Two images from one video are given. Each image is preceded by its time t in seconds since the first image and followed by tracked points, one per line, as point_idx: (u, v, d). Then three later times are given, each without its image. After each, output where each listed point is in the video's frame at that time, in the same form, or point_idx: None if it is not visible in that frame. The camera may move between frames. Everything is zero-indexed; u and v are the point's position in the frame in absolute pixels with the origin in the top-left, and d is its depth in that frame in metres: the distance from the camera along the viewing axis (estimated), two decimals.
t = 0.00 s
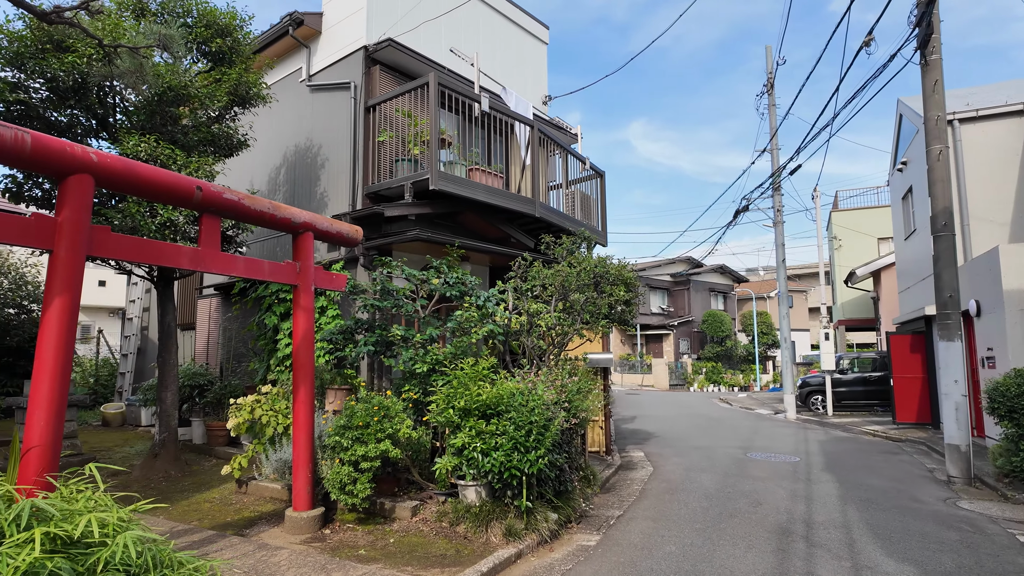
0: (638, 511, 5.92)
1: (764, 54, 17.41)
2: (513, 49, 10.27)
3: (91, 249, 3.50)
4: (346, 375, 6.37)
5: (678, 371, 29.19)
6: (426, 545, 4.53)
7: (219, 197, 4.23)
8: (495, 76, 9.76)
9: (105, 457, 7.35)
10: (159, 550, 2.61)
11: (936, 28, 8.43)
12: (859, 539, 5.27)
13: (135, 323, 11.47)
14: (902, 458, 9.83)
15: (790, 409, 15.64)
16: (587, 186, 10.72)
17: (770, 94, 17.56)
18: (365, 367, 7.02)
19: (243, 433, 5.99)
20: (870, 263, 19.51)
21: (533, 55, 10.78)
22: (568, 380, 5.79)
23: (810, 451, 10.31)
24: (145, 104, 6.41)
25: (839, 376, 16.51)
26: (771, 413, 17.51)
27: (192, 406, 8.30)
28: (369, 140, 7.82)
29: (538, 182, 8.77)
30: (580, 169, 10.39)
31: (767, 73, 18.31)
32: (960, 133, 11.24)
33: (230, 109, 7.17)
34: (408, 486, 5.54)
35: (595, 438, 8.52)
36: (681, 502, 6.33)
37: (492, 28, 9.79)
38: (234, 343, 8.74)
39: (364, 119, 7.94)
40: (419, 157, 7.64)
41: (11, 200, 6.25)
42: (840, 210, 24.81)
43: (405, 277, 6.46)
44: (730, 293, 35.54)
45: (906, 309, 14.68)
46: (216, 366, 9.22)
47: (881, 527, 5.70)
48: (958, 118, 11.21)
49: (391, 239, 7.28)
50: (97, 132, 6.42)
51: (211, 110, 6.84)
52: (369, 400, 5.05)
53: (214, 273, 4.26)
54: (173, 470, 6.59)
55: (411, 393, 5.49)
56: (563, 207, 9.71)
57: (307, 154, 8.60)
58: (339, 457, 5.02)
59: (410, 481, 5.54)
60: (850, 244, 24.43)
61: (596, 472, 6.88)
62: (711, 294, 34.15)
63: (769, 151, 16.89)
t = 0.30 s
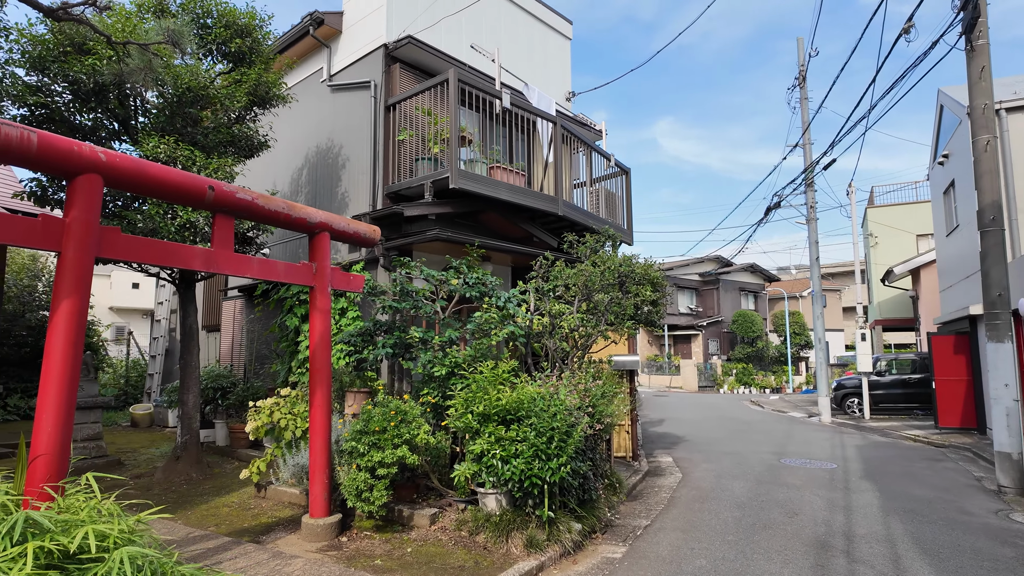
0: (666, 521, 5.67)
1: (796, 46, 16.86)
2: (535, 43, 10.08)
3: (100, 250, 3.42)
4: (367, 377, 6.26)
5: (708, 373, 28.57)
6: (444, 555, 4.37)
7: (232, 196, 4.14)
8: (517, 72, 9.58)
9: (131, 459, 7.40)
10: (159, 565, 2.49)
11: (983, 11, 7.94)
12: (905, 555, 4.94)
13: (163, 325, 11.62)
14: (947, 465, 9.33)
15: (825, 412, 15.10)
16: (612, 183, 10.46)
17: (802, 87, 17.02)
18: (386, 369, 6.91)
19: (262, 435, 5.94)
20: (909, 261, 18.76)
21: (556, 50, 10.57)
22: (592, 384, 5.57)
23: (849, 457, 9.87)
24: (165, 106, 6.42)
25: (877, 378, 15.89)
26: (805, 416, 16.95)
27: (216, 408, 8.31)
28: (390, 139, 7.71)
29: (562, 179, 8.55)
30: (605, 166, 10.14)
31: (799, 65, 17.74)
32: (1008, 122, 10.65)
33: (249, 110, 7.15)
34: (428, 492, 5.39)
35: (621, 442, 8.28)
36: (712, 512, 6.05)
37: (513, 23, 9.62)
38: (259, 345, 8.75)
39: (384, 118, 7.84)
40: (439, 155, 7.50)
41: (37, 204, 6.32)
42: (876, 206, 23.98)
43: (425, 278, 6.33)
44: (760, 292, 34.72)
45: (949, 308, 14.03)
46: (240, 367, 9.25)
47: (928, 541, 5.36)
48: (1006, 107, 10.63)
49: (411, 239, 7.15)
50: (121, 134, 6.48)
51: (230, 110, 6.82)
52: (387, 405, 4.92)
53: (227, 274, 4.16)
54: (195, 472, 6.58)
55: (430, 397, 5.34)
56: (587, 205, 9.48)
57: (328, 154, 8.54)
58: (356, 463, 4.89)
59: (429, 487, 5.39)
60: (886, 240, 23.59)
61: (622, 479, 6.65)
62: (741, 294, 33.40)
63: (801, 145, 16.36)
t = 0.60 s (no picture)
0: (689, 528, 5.42)
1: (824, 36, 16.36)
2: (553, 37, 9.89)
3: (99, 248, 3.34)
4: (381, 377, 6.15)
5: (736, 373, 27.96)
6: (455, 563, 4.21)
7: (235, 192, 4.05)
8: (534, 66, 9.40)
9: (150, 459, 7.42)
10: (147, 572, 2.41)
11: None
12: (946, 567, 4.62)
13: (186, 326, 11.74)
14: (990, 470, 8.85)
15: (858, 414, 14.58)
16: (633, 179, 10.20)
17: (831, 79, 16.50)
18: (401, 370, 6.79)
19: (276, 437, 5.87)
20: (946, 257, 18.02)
21: (575, 43, 10.36)
22: (611, 385, 5.36)
23: (884, 461, 9.44)
24: (179, 105, 6.42)
25: (912, 378, 15.29)
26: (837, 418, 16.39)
27: (235, 408, 8.31)
28: (404, 136, 7.61)
29: (580, 175, 8.35)
30: (625, 161, 9.89)
31: (828, 56, 17.22)
32: None
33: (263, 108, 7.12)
34: (441, 496, 5.24)
35: (643, 445, 8.04)
36: (738, 519, 5.79)
37: (530, 16, 9.45)
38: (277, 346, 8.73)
39: (399, 115, 7.74)
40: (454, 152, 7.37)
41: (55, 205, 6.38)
42: (910, 200, 23.18)
43: (439, 277, 6.19)
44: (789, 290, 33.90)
45: (989, 305, 13.40)
46: (259, 368, 9.25)
47: (971, 552, 5.02)
48: None
49: (426, 237, 7.03)
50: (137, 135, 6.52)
51: (244, 109, 6.78)
52: (397, 406, 4.79)
53: (232, 272, 4.06)
54: (210, 473, 6.55)
55: (442, 398, 5.20)
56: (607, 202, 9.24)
57: (344, 153, 8.48)
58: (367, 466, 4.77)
59: (443, 490, 5.26)
60: (921, 236, 22.78)
61: (644, 483, 6.42)
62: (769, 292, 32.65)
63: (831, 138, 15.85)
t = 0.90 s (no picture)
0: (713, 541, 5.16)
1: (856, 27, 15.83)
2: (571, 33, 9.70)
3: (96, 252, 3.27)
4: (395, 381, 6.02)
5: (765, 375, 27.26)
6: None
7: (238, 194, 3.97)
8: (552, 62, 9.22)
9: (169, 463, 7.44)
10: None
11: None
12: None
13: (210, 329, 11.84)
14: None
15: (894, 418, 14.00)
16: (655, 177, 9.93)
17: (862, 71, 15.95)
18: (416, 374, 6.67)
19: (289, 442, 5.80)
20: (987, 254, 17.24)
21: (594, 39, 10.15)
22: (629, 391, 5.13)
23: (922, 469, 8.98)
24: (192, 109, 6.41)
25: (952, 381, 14.63)
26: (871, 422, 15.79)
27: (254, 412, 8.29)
28: (419, 136, 7.49)
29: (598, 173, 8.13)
30: (647, 159, 9.63)
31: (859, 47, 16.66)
32: None
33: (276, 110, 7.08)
34: (453, 505, 5.09)
35: (667, 452, 7.78)
36: (764, 531, 5.51)
37: (547, 12, 9.27)
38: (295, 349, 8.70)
39: (414, 115, 7.63)
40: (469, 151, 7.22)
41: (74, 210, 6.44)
42: (948, 195, 22.32)
43: (452, 279, 6.05)
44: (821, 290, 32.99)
45: None
46: (279, 371, 9.24)
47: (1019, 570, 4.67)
48: None
49: (440, 238, 6.90)
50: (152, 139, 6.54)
51: (257, 111, 6.75)
52: (407, 412, 4.66)
53: (236, 276, 3.98)
54: (226, 478, 6.52)
55: (454, 404, 5.06)
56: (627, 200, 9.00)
57: (360, 154, 8.42)
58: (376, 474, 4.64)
59: (455, 499, 5.13)
60: (960, 232, 21.89)
61: (666, 492, 6.17)
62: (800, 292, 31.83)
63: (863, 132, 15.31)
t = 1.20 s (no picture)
0: (732, 549, 4.93)
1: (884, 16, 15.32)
2: (587, 26, 9.51)
3: (87, 248, 3.20)
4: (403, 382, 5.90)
5: (792, 377, 26.59)
6: None
7: (236, 190, 3.88)
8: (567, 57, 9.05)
9: (183, 463, 7.45)
10: None
11: None
12: None
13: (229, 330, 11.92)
14: None
15: (928, 422, 13.45)
16: (675, 173, 9.67)
17: (892, 62, 15.41)
18: (427, 375, 6.54)
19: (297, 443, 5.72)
20: None
21: (611, 33, 9.94)
22: (643, 392, 4.92)
23: (958, 475, 8.56)
24: (202, 108, 6.40)
25: (989, 383, 14.01)
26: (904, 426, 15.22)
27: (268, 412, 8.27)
28: (430, 133, 7.38)
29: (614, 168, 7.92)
30: (665, 154, 9.37)
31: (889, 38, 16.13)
32: None
33: (286, 108, 7.03)
34: (462, 509, 4.94)
35: (686, 455, 7.53)
36: (787, 538, 5.26)
37: (561, 5, 9.09)
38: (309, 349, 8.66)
39: (425, 111, 7.52)
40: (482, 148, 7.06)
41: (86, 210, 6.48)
42: (983, 190, 21.51)
43: (461, 277, 5.90)
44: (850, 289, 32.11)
45: None
46: (293, 372, 9.21)
47: None
48: None
49: (450, 236, 6.77)
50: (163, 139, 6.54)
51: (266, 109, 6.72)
52: (411, 413, 4.53)
53: (235, 273, 3.89)
54: (236, 479, 6.48)
55: (461, 405, 4.92)
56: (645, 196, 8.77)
57: (372, 153, 8.35)
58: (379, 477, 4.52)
59: (463, 503, 4.99)
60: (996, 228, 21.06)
61: (684, 497, 5.94)
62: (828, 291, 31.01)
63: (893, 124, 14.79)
